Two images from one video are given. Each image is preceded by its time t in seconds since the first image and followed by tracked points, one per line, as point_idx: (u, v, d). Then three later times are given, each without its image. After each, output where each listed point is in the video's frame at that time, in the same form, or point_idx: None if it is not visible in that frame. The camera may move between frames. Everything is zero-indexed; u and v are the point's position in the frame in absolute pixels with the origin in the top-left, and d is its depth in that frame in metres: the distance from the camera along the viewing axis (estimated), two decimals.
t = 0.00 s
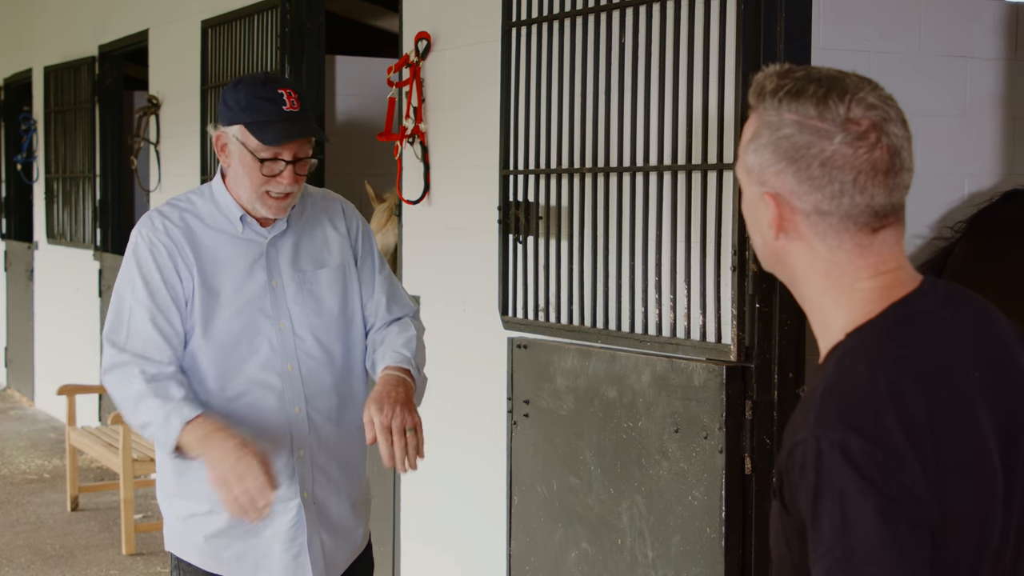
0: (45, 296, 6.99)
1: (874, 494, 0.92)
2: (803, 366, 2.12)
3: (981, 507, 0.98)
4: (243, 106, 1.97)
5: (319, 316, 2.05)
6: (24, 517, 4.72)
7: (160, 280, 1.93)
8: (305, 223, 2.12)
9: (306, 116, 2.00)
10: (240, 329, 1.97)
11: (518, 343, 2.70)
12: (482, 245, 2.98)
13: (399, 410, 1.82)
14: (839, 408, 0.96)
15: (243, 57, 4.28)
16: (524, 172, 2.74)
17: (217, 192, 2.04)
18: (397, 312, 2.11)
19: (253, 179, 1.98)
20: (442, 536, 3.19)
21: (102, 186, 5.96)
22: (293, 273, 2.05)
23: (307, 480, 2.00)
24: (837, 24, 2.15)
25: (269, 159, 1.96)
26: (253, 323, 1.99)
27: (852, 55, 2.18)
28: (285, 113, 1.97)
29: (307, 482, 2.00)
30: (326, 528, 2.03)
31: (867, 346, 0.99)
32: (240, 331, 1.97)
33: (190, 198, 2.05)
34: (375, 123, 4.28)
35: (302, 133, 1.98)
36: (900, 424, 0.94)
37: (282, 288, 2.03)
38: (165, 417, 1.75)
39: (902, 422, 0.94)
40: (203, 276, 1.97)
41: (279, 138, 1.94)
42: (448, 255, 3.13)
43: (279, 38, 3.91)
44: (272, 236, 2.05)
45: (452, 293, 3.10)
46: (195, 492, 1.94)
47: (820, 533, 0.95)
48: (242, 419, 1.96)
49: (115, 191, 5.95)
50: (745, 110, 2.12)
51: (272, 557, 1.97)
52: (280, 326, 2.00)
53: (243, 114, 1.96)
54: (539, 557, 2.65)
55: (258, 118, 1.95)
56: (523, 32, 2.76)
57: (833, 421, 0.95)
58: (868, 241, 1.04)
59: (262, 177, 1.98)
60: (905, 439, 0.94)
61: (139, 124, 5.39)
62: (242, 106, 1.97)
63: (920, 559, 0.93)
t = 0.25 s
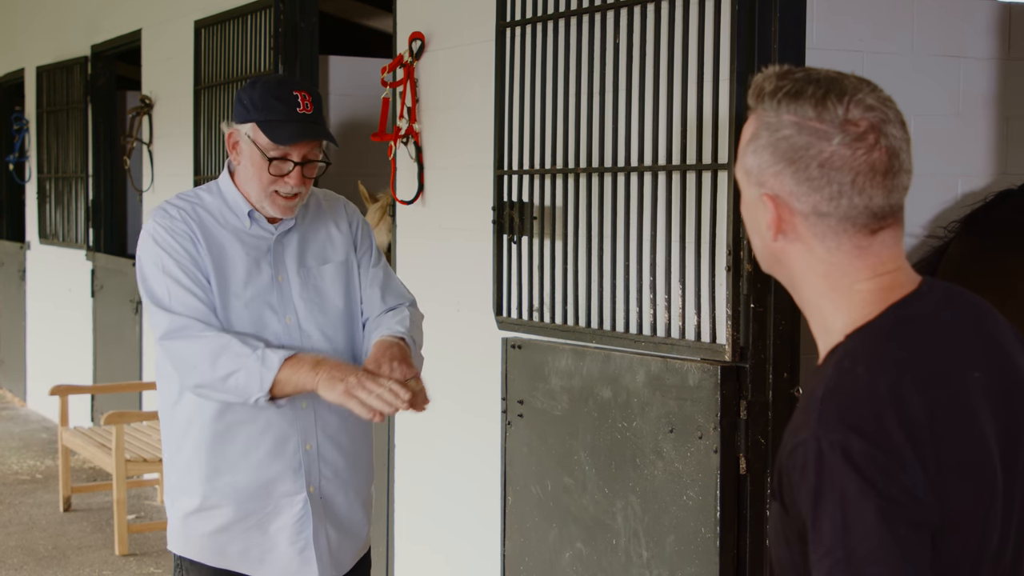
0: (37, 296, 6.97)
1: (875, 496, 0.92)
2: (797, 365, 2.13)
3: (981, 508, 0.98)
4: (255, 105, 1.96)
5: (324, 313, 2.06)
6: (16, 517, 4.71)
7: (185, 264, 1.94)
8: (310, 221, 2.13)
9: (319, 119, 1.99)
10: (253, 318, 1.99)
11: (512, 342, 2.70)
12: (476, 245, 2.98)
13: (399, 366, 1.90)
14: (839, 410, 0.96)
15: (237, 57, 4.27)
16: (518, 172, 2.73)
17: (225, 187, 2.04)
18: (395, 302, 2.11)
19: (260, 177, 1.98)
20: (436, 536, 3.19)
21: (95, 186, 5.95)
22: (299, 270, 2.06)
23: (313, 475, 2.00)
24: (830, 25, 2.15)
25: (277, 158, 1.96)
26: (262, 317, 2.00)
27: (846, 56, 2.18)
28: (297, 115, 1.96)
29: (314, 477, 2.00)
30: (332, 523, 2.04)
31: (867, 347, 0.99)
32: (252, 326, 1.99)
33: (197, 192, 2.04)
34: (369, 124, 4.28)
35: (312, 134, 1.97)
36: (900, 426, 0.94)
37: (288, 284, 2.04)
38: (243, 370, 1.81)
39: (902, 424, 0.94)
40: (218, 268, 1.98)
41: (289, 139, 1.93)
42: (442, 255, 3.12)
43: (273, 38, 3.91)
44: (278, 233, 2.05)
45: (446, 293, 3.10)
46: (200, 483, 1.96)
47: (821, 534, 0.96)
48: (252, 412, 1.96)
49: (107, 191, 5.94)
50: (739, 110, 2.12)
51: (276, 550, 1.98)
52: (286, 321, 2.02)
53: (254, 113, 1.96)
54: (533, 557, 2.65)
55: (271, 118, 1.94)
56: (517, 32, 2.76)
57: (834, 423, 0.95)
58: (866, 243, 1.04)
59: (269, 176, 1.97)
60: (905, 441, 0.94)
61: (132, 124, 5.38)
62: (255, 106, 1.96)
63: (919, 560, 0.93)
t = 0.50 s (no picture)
0: (30, 297, 6.95)
1: (874, 496, 0.92)
2: (793, 366, 2.13)
3: (980, 507, 0.98)
4: (270, 99, 1.98)
5: (336, 310, 2.08)
6: (10, 519, 4.69)
7: (199, 257, 1.94)
8: (322, 219, 2.13)
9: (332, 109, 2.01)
10: (268, 312, 2.00)
11: (507, 343, 2.70)
12: (471, 246, 2.97)
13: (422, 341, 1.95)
14: (839, 410, 0.96)
15: (231, 58, 4.26)
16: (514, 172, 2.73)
17: (240, 186, 2.04)
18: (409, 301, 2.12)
19: (279, 170, 1.98)
20: (432, 536, 3.18)
21: (88, 187, 5.93)
22: (313, 268, 2.07)
23: (326, 471, 2.00)
24: (825, 26, 2.15)
25: (295, 147, 1.96)
26: (278, 312, 2.01)
27: (840, 57, 2.18)
28: (312, 105, 1.97)
29: (326, 473, 2.00)
30: (343, 521, 2.03)
31: (867, 348, 0.99)
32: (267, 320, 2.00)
33: (212, 189, 2.04)
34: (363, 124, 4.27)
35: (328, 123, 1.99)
36: (899, 426, 0.94)
37: (301, 282, 2.05)
38: (262, 354, 1.82)
39: (902, 424, 0.94)
40: (234, 264, 1.98)
41: (306, 127, 1.94)
42: (436, 255, 3.12)
43: (267, 38, 3.90)
44: (293, 231, 2.06)
45: (441, 294, 3.09)
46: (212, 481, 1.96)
47: (819, 534, 0.96)
48: (265, 407, 1.96)
49: (101, 192, 5.92)
50: (735, 111, 2.11)
51: (291, 546, 1.98)
52: (300, 318, 2.03)
53: (269, 106, 1.97)
54: (528, 558, 2.65)
55: (286, 108, 1.96)
56: (512, 33, 2.76)
57: (834, 423, 0.95)
58: (865, 243, 1.04)
59: (288, 168, 1.97)
60: (905, 440, 0.94)
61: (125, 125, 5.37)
62: (270, 100, 1.98)
63: (919, 560, 0.93)
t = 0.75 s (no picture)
0: (24, 298, 6.94)
1: (874, 495, 0.93)
2: (788, 367, 2.14)
3: (979, 507, 0.98)
4: (273, 94, 2.00)
5: (347, 310, 2.07)
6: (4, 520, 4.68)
7: (209, 253, 1.92)
8: (333, 221, 2.12)
9: (338, 103, 2.01)
10: (278, 307, 1.98)
11: (502, 344, 2.70)
12: (466, 247, 2.97)
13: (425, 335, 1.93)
14: (840, 409, 0.96)
15: (225, 59, 4.26)
16: (509, 173, 2.73)
17: (252, 186, 2.04)
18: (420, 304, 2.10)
19: (282, 164, 2.00)
20: (427, 537, 3.19)
21: (82, 188, 5.92)
22: (324, 268, 2.06)
23: (336, 469, 1.99)
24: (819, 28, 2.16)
25: (296, 140, 1.99)
26: (289, 309, 2.00)
27: (834, 58, 2.19)
28: (315, 97, 1.98)
29: (337, 472, 1.99)
30: (353, 520, 2.02)
31: (867, 347, 0.99)
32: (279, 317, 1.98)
33: (225, 191, 2.04)
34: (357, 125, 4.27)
35: (330, 116, 2.01)
36: (900, 426, 0.94)
37: (313, 281, 2.04)
38: (271, 349, 1.81)
39: (902, 424, 0.94)
40: (246, 261, 1.97)
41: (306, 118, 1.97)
42: (431, 256, 3.12)
43: (261, 40, 3.90)
44: (305, 231, 2.05)
45: (437, 295, 3.09)
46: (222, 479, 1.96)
47: (820, 532, 0.96)
48: (276, 405, 1.96)
49: (94, 193, 5.91)
50: (730, 112, 2.12)
51: (303, 545, 1.97)
52: (311, 316, 2.02)
53: (273, 101, 2.00)
54: (524, 558, 2.65)
55: (287, 102, 1.98)
56: (507, 34, 2.76)
57: (834, 422, 0.95)
58: (865, 243, 1.04)
59: (290, 160, 1.99)
60: (905, 440, 0.94)
61: (119, 126, 5.36)
62: (274, 96, 2.00)
63: (917, 558, 0.94)
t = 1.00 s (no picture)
0: (17, 299, 6.92)
1: (874, 491, 0.93)
2: (784, 366, 2.14)
3: (979, 505, 0.98)
4: (272, 95, 2.01)
5: (350, 310, 2.06)
6: None
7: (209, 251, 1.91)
8: (337, 222, 2.12)
9: (336, 98, 2.02)
10: (277, 305, 1.97)
11: (498, 344, 2.70)
12: (462, 247, 2.97)
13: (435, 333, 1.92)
14: (840, 406, 0.96)
15: (219, 59, 4.25)
16: (505, 173, 2.73)
17: (256, 188, 2.04)
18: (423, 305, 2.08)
19: (285, 162, 2.00)
20: (423, 536, 3.18)
21: (76, 189, 5.91)
22: (328, 268, 2.05)
23: (340, 466, 1.98)
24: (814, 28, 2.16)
25: (296, 135, 1.99)
26: (291, 307, 1.99)
27: (830, 58, 2.19)
28: (312, 93, 1.99)
29: (341, 469, 1.98)
30: (358, 518, 2.00)
31: (867, 344, 0.99)
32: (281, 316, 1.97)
33: (228, 192, 2.04)
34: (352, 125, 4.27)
35: (329, 112, 2.02)
36: (900, 423, 0.94)
37: (316, 280, 2.03)
38: (267, 345, 1.80)
39: (902, 421, 0.94)
40: (248, 262, 1.96)
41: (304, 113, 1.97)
42: (426, 256, 3.12)
43: (256, 39, 3.89)
44: (308, 231, 2.05)
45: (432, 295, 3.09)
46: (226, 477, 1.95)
47: (820, 529, 0.96)
48: (279, 402, 1.95)
49: (88, 193, 5.90)
50: (726, 112, 2.12)
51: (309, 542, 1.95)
52: (314, 315, 2.01)
53: (272, 101, 2.01)
54: (520, 557, 2.65)
55: (285, 99, 1.99)
56: (503, 34, 2.76)
57: (834, 419, 0.95)
58: (866, 239, 1.04)
59: (292, 157, 1.99)
60: (905, 437, 0.94)
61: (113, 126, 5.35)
62: (272, 96, 2.01)
63: (918, 555, 0.94)
